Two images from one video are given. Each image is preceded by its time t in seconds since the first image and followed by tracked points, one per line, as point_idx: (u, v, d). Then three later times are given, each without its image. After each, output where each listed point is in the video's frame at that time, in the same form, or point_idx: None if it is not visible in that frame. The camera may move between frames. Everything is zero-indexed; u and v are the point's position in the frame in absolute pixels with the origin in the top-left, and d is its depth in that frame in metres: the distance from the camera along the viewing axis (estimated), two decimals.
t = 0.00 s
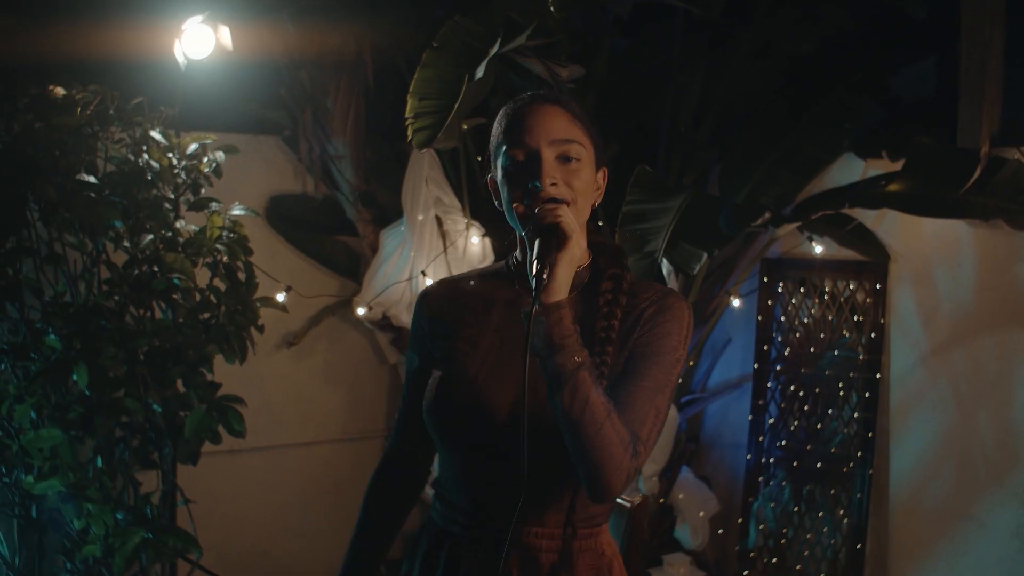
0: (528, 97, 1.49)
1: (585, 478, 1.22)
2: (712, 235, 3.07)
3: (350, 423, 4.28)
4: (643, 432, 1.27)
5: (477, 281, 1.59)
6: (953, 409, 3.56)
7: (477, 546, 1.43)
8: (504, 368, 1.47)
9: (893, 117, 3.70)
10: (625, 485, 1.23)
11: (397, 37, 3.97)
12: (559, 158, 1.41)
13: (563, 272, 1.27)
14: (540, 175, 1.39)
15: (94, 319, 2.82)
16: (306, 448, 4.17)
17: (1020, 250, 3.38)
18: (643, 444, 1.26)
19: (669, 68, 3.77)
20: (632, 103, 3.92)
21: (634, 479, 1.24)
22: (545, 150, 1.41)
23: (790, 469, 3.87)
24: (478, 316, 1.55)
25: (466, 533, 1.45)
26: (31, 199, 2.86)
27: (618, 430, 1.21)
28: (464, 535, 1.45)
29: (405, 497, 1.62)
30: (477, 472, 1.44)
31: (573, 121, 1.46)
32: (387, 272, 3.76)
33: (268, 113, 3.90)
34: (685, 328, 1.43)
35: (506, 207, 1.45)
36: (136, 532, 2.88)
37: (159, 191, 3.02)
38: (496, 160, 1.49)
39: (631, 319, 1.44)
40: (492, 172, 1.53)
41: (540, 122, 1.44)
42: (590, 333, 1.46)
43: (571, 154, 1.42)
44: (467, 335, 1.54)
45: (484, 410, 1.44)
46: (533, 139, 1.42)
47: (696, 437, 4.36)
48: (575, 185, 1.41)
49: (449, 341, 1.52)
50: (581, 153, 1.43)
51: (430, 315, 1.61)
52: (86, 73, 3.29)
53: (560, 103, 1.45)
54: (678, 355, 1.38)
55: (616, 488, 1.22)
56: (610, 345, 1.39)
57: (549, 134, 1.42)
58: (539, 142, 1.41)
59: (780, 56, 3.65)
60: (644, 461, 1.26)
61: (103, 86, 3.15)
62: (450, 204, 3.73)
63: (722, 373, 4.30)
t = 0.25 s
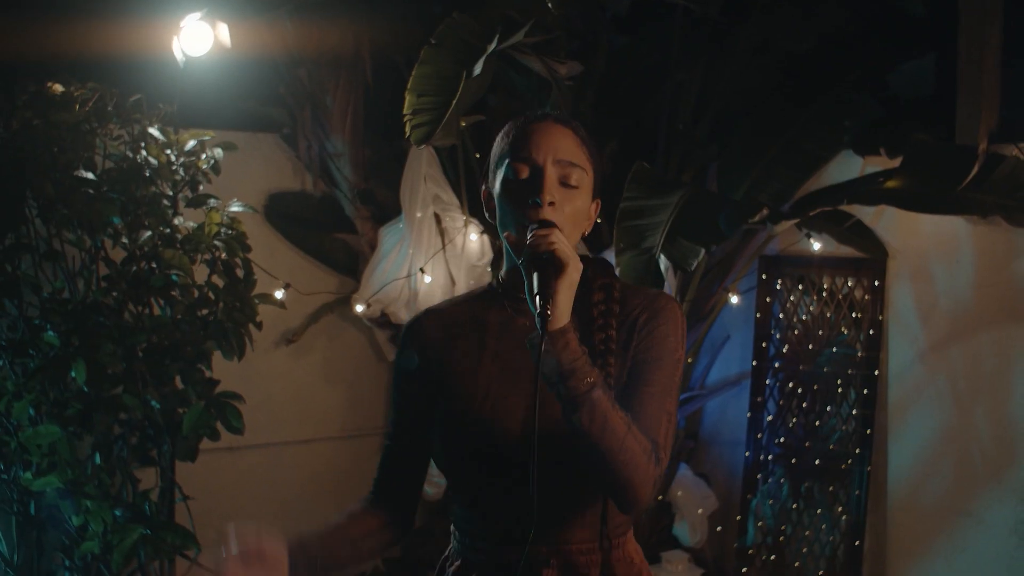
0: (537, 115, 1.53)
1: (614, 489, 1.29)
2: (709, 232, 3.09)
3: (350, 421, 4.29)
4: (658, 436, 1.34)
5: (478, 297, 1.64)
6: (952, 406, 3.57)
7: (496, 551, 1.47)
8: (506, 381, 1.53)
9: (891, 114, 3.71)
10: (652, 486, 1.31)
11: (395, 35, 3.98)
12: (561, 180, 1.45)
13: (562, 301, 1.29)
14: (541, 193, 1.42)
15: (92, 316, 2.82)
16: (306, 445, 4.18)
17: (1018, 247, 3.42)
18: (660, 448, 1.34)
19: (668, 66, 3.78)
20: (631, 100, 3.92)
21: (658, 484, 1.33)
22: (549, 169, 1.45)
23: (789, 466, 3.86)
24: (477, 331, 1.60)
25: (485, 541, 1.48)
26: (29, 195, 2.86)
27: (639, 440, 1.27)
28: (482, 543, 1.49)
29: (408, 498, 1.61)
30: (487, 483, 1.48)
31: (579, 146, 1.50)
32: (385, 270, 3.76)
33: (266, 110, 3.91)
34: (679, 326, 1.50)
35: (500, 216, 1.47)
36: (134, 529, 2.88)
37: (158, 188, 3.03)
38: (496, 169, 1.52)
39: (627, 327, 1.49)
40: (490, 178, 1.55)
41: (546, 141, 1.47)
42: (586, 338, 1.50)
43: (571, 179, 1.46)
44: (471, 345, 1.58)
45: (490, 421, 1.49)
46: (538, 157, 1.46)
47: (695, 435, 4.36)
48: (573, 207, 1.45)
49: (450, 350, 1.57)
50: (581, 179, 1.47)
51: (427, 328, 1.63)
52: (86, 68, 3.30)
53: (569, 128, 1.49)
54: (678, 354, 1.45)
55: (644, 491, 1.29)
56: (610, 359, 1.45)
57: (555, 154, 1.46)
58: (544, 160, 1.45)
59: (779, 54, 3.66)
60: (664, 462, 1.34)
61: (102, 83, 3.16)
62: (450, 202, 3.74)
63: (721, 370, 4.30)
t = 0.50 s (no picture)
0: (526, 87, 1.49)
1: (624, 451, 1.34)
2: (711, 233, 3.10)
3: (352, 421, 4.30)
4: (657, 395, 1.40)
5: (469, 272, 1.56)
6: (953, 406, 3.57)
7: (499, 535, 1.41)
8: (501, 357, 1.46)
9: (892, 115, 3.71)
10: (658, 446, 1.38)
11: (397, 36, 3.99)
12: (551, 156, 1.42)
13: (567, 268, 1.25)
14: (532, 167, 1.40)
15: (95, 316, 2.84)
16: (308, 446, 4.19)
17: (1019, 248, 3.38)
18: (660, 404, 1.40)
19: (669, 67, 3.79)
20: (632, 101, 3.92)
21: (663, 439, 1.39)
22: (540, 143, 1.42)
23: (790, 466, 3.88)
24: (466, 309, 1.51)
25: (488, 523, 1.42)
26: (34, 196, 2.87)
27: (645, 400, 1.33)
28: (483, 527, 1.42)
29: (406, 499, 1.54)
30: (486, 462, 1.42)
31: (569, 122, 1.48)
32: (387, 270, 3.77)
33: (269, 111, 3.92)
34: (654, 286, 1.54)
35: (488, 189, 1.44)
36: (139, 528, 2.90)
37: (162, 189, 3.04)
38: (483, 141, 1.48)
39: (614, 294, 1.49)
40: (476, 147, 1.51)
41: (538, 115, 1.44)
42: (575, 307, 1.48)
43: (560, 156, 1.43)
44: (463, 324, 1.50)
45: (487, 399, 1.43)
46: (529, 130, 1.42)
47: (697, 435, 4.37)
48: (561, 184, 1.43)
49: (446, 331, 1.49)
50: (570, 157, 1.45)
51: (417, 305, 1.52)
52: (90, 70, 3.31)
53: (559, 102, 1.46)
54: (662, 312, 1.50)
55: (653, 452, 1.36)
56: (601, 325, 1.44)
57: (548, 129, 1.43)
58: (536, 134, 1.42)
59: (780, 54, 3.67)
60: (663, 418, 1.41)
61: (105, 84, 3.17)
62: (452, 202, 3.76)
63: (722, 371, 4.34)
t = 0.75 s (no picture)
0: (530, 100, 1.45)
1: (636, 466, 1.35)
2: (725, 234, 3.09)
3: (363, 422, 4.33)
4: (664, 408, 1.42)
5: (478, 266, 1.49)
6: (963, 408, 3.58)
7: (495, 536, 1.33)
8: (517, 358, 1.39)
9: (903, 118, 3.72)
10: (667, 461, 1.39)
11: (410, 38, 4.01)
12: (564, 170, 1.40)
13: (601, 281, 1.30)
14: (546, 186, 1.37)
15: (114, 318, 2.87)
16: (321, 446, 4.22)
17: None
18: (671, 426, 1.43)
19: (681, 70, 3.81)
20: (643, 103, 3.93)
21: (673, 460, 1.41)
22: (551, 160, 1.39)
23: (800, 467, 3.92)
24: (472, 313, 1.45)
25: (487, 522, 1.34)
26: (53, 199, 2.90)
27: (657, 415, 1.36)
28: (486, 538, 1.33)
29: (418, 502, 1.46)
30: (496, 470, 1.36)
31: (578, 132, 1.44)
32: (400, 272, 3.79)
33: (283, 114, 3.93)
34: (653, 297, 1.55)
35: (501, 208, 1.41)
36: (156, 529, 2.95)
37: (180, 192, 3.08)
38: (491, 159, 1.44)
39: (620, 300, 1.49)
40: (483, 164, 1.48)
41: (548, 131, 1.40)
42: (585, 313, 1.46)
43: (573, 168, 1.41)
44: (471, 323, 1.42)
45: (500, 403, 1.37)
46: (539, 147, 1.39)
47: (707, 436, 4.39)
48: (576, 199, 1.41)
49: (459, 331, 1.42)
50: (582, 168, 1.43)
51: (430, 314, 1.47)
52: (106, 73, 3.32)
53: (567, 113, 1.43)
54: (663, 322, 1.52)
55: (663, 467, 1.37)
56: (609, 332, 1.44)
57: (558, 145, 1.40)
58: (547, 150, 1.39)
59: (790, 57, 3.68)
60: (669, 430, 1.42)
61: (123, 88, 3.20)
62: (465, 205, 3.77)
63: (732, 372, 4.35)
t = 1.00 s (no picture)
0: (584, 134, 1.63)
1: (668, 503, 1.45)
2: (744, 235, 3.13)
3: (381, 421, 4.37)
4: (706, 452, 1.50)
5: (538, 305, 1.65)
6: (978, 406, 3.59)
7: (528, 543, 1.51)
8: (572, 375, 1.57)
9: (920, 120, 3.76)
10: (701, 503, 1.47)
11: (428, 41, 4.07)
12: (621, 191, 1.56)
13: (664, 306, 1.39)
14: (604, 210, 1.54)
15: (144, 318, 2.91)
16: (339, 445, 4.25)
17: None
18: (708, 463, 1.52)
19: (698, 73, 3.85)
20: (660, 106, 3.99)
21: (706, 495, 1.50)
22: (607, 182, 1.56)
23: (817, 465, 3.95)
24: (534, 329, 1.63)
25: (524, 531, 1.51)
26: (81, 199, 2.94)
27: (695, 456, 1.44)
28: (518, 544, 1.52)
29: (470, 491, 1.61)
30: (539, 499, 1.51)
31: (630, 158, 1.61)
32: (421, 272, 3.82)
33: (301, 116, 3.98)
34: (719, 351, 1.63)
35: (565, 236, 1.59)
36: (183, 526, 3.00)
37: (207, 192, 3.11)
38: (552, 192, 1.62)
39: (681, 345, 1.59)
40: (546, 199, 1.66)
41: (601, 160, 1.58)
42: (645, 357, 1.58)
43: (629, 192, 1.57)
44: (532, 361, 1.60)
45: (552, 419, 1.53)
46: (594, 176, 1.56)
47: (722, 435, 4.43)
48: (633, 216, 1.57)
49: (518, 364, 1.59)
50: (637, 190, 1.59)
51: (488, 325, 1.63)
52: (128, 74, 3.38)
53: (618, 142, 1.60)
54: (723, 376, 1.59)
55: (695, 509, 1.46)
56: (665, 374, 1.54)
57: (611, 168, 1.57)
58: (602, 179, 1.56)
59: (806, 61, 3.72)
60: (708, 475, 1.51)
61: (148, 89, 3.23)
62: (483, 206, 3.77)
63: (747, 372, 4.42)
